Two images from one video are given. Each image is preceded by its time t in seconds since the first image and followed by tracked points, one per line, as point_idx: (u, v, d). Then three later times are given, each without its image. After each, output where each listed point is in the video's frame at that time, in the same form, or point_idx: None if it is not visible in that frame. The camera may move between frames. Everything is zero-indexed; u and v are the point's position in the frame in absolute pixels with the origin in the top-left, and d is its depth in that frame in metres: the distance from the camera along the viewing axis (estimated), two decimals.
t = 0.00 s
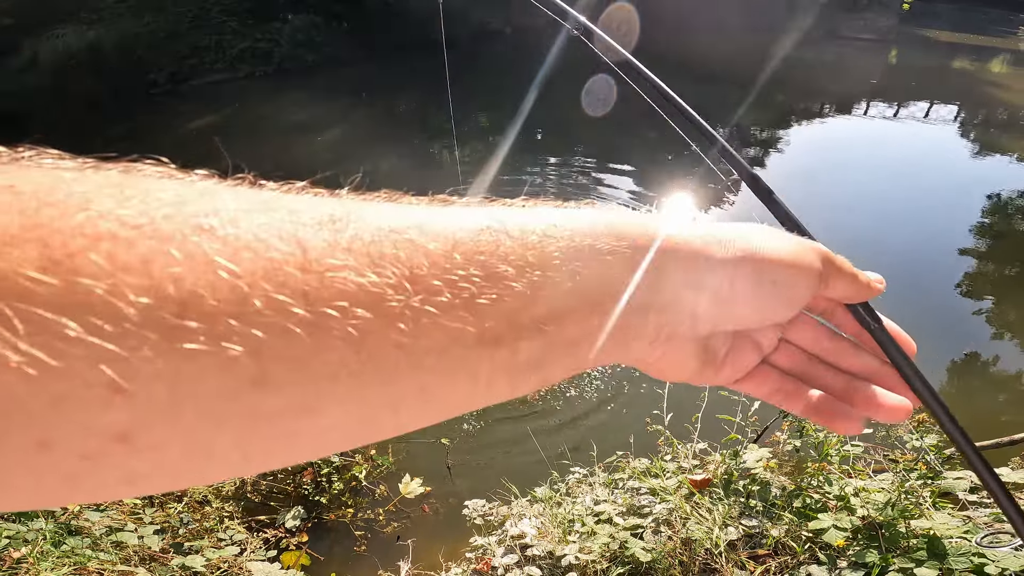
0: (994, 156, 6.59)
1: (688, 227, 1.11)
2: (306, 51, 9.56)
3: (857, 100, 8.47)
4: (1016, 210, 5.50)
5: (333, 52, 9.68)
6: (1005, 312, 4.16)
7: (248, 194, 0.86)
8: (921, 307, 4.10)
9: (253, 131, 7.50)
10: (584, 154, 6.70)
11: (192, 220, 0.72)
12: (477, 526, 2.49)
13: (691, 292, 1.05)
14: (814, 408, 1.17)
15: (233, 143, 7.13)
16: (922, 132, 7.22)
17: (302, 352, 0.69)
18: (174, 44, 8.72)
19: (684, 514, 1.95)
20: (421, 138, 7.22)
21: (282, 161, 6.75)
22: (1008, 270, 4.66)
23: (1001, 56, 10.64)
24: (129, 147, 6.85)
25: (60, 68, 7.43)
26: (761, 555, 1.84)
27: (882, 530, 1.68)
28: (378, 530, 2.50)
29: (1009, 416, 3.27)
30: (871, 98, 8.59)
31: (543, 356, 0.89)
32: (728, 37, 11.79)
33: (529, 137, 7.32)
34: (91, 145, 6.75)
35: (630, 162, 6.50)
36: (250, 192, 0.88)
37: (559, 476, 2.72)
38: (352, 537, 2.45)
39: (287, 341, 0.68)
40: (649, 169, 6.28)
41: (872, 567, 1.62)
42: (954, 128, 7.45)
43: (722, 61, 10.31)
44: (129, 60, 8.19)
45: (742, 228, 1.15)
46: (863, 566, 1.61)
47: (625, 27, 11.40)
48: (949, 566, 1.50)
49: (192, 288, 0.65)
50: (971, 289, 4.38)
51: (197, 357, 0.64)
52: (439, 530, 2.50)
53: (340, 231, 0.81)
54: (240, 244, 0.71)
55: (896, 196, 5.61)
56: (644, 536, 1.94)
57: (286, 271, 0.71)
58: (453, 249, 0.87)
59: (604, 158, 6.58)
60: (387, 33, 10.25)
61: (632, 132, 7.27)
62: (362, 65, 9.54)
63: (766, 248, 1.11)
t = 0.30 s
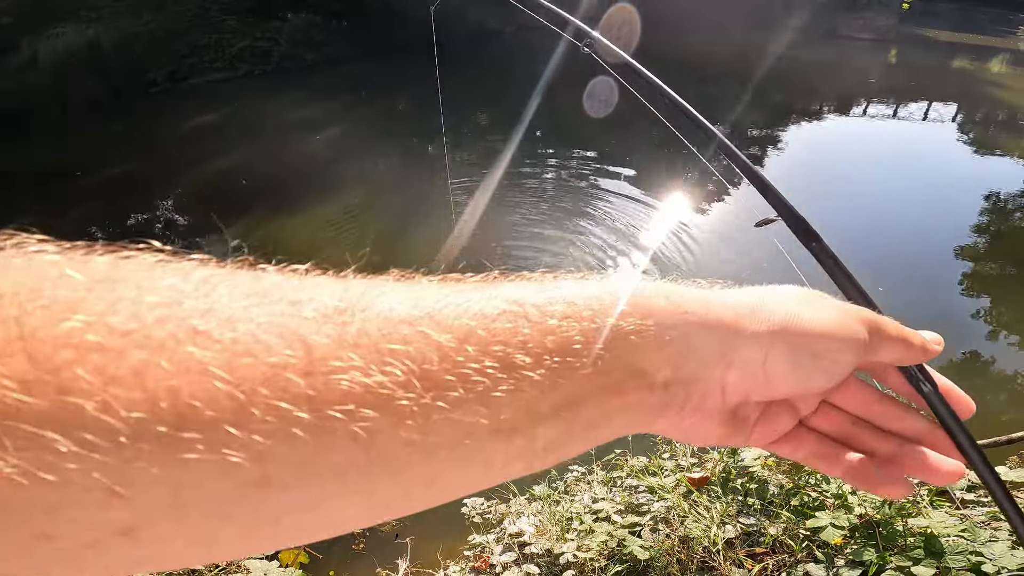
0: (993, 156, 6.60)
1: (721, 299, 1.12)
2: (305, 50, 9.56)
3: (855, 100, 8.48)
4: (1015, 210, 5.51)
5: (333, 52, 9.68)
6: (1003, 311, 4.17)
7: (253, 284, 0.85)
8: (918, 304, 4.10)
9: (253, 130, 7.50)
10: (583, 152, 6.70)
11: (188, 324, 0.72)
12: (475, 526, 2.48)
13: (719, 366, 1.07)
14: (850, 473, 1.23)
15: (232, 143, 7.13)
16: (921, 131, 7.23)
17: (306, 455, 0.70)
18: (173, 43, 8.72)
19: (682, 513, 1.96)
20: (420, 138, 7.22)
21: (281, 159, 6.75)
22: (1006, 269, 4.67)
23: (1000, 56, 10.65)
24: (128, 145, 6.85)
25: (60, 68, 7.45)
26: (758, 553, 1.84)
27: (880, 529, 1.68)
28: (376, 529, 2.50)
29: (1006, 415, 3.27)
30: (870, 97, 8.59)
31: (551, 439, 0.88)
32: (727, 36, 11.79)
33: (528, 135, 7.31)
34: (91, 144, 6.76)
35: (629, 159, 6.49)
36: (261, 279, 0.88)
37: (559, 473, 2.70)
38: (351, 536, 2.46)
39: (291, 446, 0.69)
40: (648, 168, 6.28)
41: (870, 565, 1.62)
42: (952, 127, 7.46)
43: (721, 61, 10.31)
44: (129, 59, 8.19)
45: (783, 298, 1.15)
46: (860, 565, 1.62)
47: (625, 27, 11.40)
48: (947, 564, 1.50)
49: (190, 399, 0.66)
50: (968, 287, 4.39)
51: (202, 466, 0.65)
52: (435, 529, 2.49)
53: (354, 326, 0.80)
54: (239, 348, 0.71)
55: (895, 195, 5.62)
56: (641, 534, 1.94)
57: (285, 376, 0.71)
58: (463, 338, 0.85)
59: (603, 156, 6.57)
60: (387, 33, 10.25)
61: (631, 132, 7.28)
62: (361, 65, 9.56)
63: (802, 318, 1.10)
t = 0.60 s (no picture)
0: (991, 156, 6.61)
1: (683, 359, 0.95)
2: (305, 48, 9.54)
3: (855, 100, 8.48)
4: (1013, 211, 5.51)
5: (333, 51, 9.67)
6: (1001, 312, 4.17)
7: (214, 359, 0.73)
8: (917, 305, 4.10)
9: (252, 129, 7.49)
10: (581, 151, 6.71)
11: (138, 412, 0.62)
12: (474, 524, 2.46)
13: (694, 435, 0.90)
14: (829, 531, 1.04)
15: (231, 142, 7.12)
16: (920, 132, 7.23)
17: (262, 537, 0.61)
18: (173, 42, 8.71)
19: (680, 511, 1.98)
20: (419, 137, 7.22)
21: (280, 158, 6.74)
22: (1004, 270, 4.67)
23: (999, 56, 10.65)
24: (127, 145, 6.85)
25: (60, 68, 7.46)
26: (756, 551, 1.85)
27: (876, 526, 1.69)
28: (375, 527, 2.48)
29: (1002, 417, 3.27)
30: (869, 97, 8.60)
31: (527, 509, 0.77)
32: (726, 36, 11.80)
33: (528, 134, 7.31)
34: (90, 144, 6.76)
35: (628, 159, 6.50)
36: (221, 353, 0.74)
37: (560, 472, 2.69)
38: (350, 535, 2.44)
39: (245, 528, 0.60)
40: (646, 167, 6.29)
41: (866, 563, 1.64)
42: (951, 128, 7.47)
43: (721, 61, 10.32)
44: (129, 58, 8.18)
45: (752, 360, 0.98)
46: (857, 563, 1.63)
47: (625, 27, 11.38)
48: (943, 562, 1.51)
49: (138, 485, 0.57)
50: (966, 288, 4.39)
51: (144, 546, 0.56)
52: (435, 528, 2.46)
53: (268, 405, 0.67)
54: (194, 435, 0.61)
55: (893, 195, 5.62)
56: (640, 532, 1.93)
57: (240, 464, 0.61)
58: (440, 419, 0.73)
59: (603, 155, 6.57)
60: (386, 32, 10.24)
61: (630, 131, 7.29)
62: (361, 64, 9.56)
63: (789, 390, 0.92)
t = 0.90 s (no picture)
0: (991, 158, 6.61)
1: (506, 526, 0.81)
2: (306, 48, 9.53)
3: (854, 101, 8.49)
4: (1013, 212, 5.51)
5: (334, 51, 9.67)
6: (1002, 314, 4.17)
7: None
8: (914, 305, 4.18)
9: (252, 129, 7.49)
10: (582, 151, 6.73)
11: None
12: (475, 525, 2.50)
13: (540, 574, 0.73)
14: None
15: (231, 142, 7.12)
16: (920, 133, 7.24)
17: None
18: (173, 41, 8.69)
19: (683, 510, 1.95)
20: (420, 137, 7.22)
21: (280, 159, 6.74)
22: (1005, 271, 4.67)
23: (999, 58, 10.65)
24: (127, 144, 6.86)
25: (60, 67, 7.47)
26: (760, 551, 1.84)
27: (881, 526, 1.67)
28: (376, 528, 2.50)
29: (1003, 419, 3.27)
30: (869, 99, 8.60)
31: None
32: (727, 36, 11.80)
33: (528, 134, 7.31)
34: (90, 144, 6.78)
35: (628, 159, 6.52)
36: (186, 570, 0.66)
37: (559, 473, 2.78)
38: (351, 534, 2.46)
39: None
40: (646, 168, 6.30)
41: (871, 563, 1.64)
42: (951, 130, 7.48)
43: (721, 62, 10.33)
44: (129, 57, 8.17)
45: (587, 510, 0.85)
46: (861, 564, 1.62)
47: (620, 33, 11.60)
48: (948, 562, 1.49)
49: None
50: (965, 290, 4.41)
51: None
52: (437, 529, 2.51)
53: None
54: None
55: (893, 197, 5.65)
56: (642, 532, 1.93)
57: None
58: None
59: (604, 156, 6.59)
60: (387, 31, 10.22)
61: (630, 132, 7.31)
62: (361, 65, 9.59)
63: (605, 517, 0.81)
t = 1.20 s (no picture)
0: (992, 160, 6.62)
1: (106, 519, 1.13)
2: (307, 49, 9.54)
3: (855, 103, 8.50)
4: (1013, 215, 5.49)
5: (335, 52, 9.69)
6: (1002, 316, 4.16)
7: None
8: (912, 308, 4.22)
9: (252, 130, 7.49)
10: (583, 152, 6.73)
11: None
12: (471, 526, 2.50)
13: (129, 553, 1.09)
14: None
15: (230, 143, 7.12)
16: (920, 136, 7.23)
17: None
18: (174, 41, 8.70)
19: (679, 512, 1.93)
20: (420, 138, 7.23)
21: (279, 159, 6.74)
22: (1005, 273, 4.66)
23: (1000, 61, 10.65)
24: (126, 144, 6.87)
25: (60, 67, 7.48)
26: (756, 554, 1.85)
27: (877, 529, 1.66)
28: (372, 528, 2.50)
29: (1001, 421, 3.27)
30: (869, 101, 8.60)
31: None
32: (727, 39, 11.80)
33: (529, 136, 7.32)
34: (90, 145, 6.79)
35: (628, 160, 6.52)
36: None
37: (556, 475, 2.79)
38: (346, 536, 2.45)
39: None
40: (646, 169, 6.30)
41: (866, 566, 1.63)
42: (951, 132, 7.48)
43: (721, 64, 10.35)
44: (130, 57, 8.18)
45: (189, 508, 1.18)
46: (857, 567, 1.61)
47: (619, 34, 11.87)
48: (943, 566, 1.50)
49: None
50: (964, 293, 4.42)
51: None
52: (435, 531, 2.52)
53: None
54: None
55: (892, 199, 5.66)
56: (639, 535, 1.92)
57: None
58: None
59: (604, 156, 6.59)
60: (388, 33, 10.23)
61: (631, 134, 7.30)
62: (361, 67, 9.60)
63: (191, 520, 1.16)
